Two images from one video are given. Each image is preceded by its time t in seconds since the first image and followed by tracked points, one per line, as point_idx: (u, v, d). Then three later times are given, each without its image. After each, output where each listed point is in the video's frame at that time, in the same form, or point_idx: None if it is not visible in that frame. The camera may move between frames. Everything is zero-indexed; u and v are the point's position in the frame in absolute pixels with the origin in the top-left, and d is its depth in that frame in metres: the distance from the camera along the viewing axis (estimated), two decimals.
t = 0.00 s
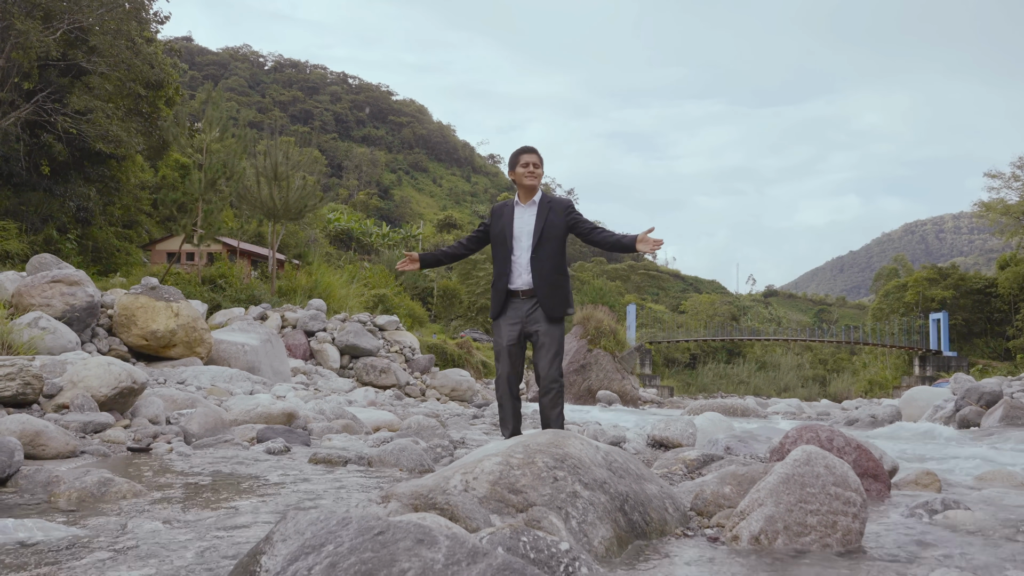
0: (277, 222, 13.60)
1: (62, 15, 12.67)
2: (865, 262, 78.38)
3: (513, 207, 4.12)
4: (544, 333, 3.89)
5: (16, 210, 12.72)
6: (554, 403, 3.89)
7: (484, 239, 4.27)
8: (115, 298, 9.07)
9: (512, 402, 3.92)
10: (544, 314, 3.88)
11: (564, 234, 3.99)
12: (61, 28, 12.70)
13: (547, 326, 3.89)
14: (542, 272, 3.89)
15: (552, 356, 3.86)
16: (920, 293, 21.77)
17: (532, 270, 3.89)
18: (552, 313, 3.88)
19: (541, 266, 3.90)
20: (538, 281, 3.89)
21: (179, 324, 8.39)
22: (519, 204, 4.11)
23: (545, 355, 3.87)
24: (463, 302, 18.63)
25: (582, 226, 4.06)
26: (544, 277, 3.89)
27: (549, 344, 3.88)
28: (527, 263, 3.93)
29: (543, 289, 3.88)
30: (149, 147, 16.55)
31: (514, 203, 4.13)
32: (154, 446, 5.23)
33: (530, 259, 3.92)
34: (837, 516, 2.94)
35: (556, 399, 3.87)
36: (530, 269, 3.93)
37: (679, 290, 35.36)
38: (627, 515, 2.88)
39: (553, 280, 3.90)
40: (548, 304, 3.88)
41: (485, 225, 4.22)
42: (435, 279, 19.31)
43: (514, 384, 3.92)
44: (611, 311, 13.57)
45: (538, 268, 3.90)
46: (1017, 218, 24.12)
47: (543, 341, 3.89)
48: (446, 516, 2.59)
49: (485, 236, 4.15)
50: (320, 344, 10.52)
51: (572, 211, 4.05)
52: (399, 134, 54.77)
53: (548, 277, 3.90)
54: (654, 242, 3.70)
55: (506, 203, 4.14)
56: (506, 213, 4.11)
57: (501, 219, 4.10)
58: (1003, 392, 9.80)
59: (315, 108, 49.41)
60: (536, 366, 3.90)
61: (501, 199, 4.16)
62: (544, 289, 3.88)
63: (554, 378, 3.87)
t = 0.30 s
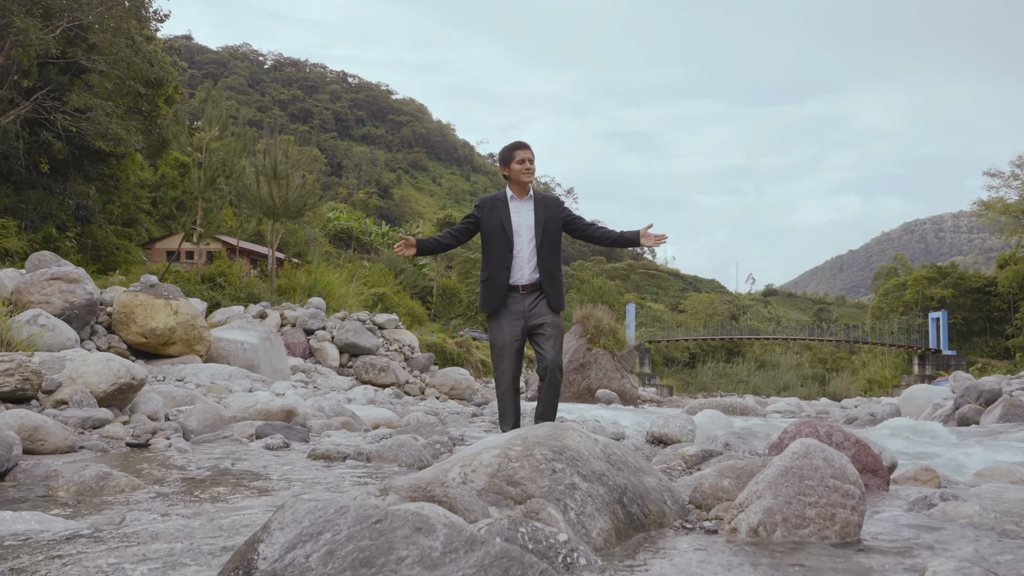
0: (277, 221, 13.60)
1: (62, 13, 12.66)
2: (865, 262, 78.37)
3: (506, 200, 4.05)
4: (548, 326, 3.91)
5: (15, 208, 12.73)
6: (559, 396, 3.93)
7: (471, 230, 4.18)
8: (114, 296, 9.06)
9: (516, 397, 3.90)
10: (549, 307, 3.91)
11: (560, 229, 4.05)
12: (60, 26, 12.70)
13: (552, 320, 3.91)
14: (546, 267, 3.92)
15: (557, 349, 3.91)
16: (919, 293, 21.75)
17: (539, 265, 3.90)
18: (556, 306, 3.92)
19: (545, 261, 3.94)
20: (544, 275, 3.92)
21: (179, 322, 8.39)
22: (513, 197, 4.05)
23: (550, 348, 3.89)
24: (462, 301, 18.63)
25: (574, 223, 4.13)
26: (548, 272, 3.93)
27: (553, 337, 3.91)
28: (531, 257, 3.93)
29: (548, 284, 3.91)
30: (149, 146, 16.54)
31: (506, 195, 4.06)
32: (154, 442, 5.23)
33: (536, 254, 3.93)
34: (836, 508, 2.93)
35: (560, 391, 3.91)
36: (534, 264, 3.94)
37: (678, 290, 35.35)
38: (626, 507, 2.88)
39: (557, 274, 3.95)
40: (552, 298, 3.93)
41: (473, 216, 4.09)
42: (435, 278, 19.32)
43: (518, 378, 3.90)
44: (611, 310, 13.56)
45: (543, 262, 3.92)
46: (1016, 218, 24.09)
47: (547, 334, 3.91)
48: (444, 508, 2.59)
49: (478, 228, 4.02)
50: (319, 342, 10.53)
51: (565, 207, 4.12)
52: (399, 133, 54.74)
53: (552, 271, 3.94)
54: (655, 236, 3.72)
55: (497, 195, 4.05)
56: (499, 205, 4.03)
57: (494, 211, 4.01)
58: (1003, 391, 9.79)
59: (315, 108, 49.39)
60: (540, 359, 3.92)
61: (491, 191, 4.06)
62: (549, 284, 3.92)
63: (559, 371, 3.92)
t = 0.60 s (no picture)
0: (276, 221, 13.60)
1: (61, 13, 12.65)
2: (865, 262, 78.39)
3: (509, 197, 4.05)
4: (553, 325, 3.93)
5: (14, 208, 12.74)
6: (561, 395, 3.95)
7: (475, 230, 4.18)
8: (113, 296, 9.06)
9: (518, 395, 3.90)
10: (554, 307, 3.92)
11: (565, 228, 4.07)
12: (59, 26, 12.69)
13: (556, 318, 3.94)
14: (552, 266, 3.93)
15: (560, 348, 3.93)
16: (919, 293, 21.75)
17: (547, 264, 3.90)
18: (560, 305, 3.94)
19: (552, 260, 3.95)
20: (550, 274, 3.93)
21: (179, 321, 8.39)
22: (518, 195, 4.06)
23: (554, 347, 3.91)
24: (462, 301, 18.63)
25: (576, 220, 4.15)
26: (555, 271, 3.94)
27: (557, 335, 3.93)
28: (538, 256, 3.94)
29: (554, 283, 3.92)
30: (148, 146, 16.54)
31: (512, 192, 4.05)
32: (153, 440, 5.23)
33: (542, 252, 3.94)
34: (836, 505, 2.93)
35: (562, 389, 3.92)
36: (541, 262, 3.95)
37: (678, 290, 35.35)
38: (625, 503, 2.88)
39: (563, 273, 3.96)
40: (557, 297, 3.94)
41: (477, 213, 4.07)
42: (434, 278, 19.33)
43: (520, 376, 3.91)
44: (610, 309, 13.56)
45: (549, 261, 3.93)
46: (1016, 218, 24.09)
47: (551, 333, 3.93)
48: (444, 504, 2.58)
49: (483, 225, 4.00)
50: (319, 342, 10.52)
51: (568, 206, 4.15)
52: (399, 134, 54.74)
53: (558, 270, 3.95)
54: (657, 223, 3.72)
55: (501, 192, 4.05)
56: (504, 202, 4.03)
57: (500, 208, 4.00)
58: (1003, 390, 9.79)
59: (315, 108, 49.38)
60: (544, 358, 3.94)
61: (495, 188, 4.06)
62: (555, 284, 3.93)
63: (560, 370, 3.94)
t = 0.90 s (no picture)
0: (276, 220, 13.61)
1: (61, 13, 12.67)
2: (865, 263, 78.42)
3: (510, 196, 4.04)
4: (550, 323, 3.90)
5: (14, 208, 12.76)
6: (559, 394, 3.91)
7: (477, 230, 4.19)
8: (113, 295, 9.07)
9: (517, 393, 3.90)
10: (552, 305, 3.90)
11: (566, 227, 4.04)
12: (60, 26, 12.70)
13: (554, 317, 3.91)
14: (549, 265, 3.91)
15: (559, 347, 3.90)
16: (919, 293, 21.77)
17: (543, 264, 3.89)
18: (559, 304, 3.92)
19: (549, 258, 3.92)
20: (547, 273, 3.90)
21: (178, 320, 8.40)
22: (518, 195, 4.05)
23: (553, 346, 3.89)
24: (462, 301, 18.62)
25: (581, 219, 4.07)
26: (552, 270, 3.91)
27: (556, 334, 3.90)
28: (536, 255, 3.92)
29: (552, 281, 3.90)
30: (149, 146, 16.55)
31: (512, 193, 4.05)
32: (153, 438, 5.23)
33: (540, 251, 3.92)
34: (835, 499, 2.93)
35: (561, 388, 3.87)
36: (538, 261, 3.93)
37: (677, 290, 35.37)
38: (624, 497, 2.88)
39: (561, 272, 3.93)
40: (556, 296, 3.91)
41: (478, 214, 4.10)
42: (434, 278, 19.34)
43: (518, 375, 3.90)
44: (610, 309, 13.57)
45: (546, 260, 3.91)
46: (1016, 217, 24.10)
47: (549, 332, 3.91)
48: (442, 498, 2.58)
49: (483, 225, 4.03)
50: (319, 341, 10.53)
51: (571, 203, 4.09)
52: (399, 134, 54.79)
53: (556, 269, 3.92)
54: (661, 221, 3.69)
55: (502, 192, 4.05)
56: (504, 202, 4.03)
57: (499, 208, 4.01)
58: (1003, 389, 9.79)
59: (315, 108, 49.41)
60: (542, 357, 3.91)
61: (496, 188, 4.06)
62: (552, 282, 3.91)
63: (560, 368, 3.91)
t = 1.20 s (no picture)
0: (275, 221, 13.62)
1: (59, 13, 12.66)
2: (863, 263, 78.51)
3: (520, 191, 4.06)
4: (551, 319, 3.87)
5: (13, 208, 12.76)
6: (560, 390, 3.85)
7: (494, 226, 4.23)
8: (111, 294, 9.06)
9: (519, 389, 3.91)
10: (552, 301, 3.85)
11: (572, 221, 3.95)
12: (58, 26, 12.69)
13: (554, 312, 3.86)
14: (550, 260, 3.86)
15: (560, 343, 3.85)
16: (917, 293, 21.90)
17: (541, 259, 3.86)
18: (560, 300, 3.86)
19: (549, 253, 3.87)
20: (547, 269, 3.86)
21: (177, 320, 8.40)
22: (527, 190, 4.05)
23: (553, 341, 3.85)
24: (461, 301, 18.53)
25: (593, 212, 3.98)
26: (554, 265, 3.86)
27: (557, 330, 3.86)
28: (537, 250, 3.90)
29: (553, 276, 3.85)
30: (147, 147, 16.53)
31: (521, 188, 4.06)
32: (151, 435, 5.23)
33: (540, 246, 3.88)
34: (834, 490, 2.93)
35: (560, 385, 3.79)
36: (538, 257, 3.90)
37: (676, 290, 35.39)
38: (624, 488, 2.89)
39: (563, 266, 3.86)
40: (556, 290, 3.85)
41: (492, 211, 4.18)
42: (433, 279, 19.34)
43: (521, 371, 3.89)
44: (609, 309, 13.58)
45: (546, 255, 3.86)
46: (1014, 218, 24.14)
47: (551, 328, 3.87)
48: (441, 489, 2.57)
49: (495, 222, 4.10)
50: (317, 341, 10.52)
51: (581, 196, 3.98)
52: (397, 135, 54.81)
53: (557, 264, 3.87)
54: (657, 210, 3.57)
55: (513, 187, 4.08)
56: (514, 198, 4.05)
57: (508, 205, 4.05)
58: (1001, 388, 9.80)
59: (313, 109, 49.43)
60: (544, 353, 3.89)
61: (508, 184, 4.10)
62: (553, 277, 3.85)
63: (561, 364, 3.85)
